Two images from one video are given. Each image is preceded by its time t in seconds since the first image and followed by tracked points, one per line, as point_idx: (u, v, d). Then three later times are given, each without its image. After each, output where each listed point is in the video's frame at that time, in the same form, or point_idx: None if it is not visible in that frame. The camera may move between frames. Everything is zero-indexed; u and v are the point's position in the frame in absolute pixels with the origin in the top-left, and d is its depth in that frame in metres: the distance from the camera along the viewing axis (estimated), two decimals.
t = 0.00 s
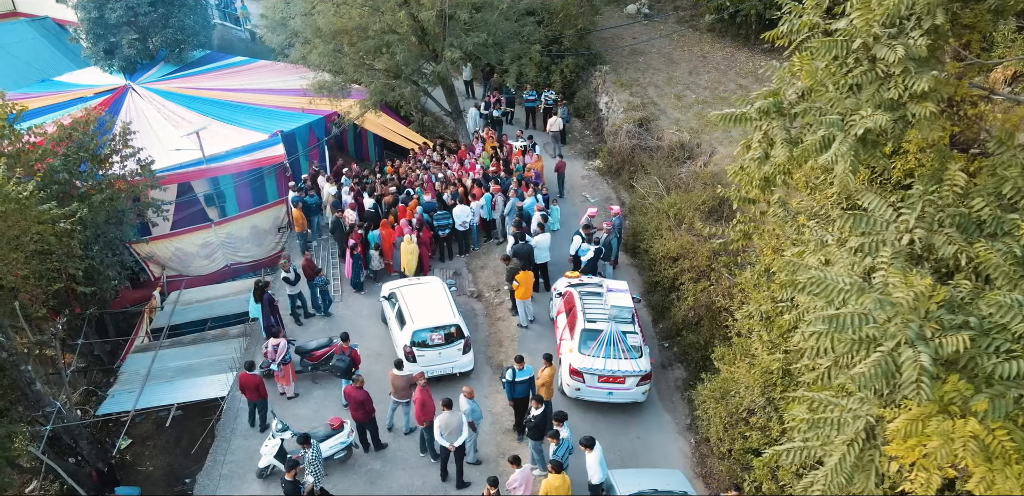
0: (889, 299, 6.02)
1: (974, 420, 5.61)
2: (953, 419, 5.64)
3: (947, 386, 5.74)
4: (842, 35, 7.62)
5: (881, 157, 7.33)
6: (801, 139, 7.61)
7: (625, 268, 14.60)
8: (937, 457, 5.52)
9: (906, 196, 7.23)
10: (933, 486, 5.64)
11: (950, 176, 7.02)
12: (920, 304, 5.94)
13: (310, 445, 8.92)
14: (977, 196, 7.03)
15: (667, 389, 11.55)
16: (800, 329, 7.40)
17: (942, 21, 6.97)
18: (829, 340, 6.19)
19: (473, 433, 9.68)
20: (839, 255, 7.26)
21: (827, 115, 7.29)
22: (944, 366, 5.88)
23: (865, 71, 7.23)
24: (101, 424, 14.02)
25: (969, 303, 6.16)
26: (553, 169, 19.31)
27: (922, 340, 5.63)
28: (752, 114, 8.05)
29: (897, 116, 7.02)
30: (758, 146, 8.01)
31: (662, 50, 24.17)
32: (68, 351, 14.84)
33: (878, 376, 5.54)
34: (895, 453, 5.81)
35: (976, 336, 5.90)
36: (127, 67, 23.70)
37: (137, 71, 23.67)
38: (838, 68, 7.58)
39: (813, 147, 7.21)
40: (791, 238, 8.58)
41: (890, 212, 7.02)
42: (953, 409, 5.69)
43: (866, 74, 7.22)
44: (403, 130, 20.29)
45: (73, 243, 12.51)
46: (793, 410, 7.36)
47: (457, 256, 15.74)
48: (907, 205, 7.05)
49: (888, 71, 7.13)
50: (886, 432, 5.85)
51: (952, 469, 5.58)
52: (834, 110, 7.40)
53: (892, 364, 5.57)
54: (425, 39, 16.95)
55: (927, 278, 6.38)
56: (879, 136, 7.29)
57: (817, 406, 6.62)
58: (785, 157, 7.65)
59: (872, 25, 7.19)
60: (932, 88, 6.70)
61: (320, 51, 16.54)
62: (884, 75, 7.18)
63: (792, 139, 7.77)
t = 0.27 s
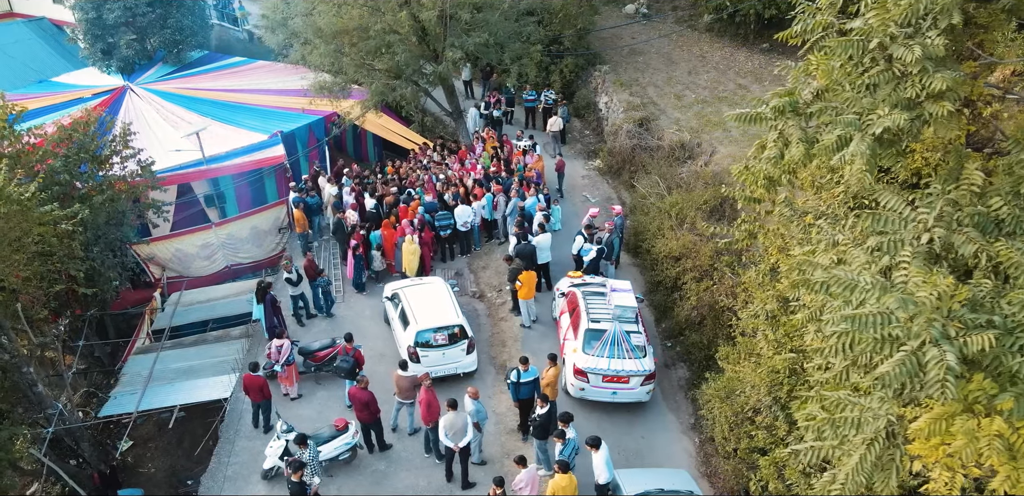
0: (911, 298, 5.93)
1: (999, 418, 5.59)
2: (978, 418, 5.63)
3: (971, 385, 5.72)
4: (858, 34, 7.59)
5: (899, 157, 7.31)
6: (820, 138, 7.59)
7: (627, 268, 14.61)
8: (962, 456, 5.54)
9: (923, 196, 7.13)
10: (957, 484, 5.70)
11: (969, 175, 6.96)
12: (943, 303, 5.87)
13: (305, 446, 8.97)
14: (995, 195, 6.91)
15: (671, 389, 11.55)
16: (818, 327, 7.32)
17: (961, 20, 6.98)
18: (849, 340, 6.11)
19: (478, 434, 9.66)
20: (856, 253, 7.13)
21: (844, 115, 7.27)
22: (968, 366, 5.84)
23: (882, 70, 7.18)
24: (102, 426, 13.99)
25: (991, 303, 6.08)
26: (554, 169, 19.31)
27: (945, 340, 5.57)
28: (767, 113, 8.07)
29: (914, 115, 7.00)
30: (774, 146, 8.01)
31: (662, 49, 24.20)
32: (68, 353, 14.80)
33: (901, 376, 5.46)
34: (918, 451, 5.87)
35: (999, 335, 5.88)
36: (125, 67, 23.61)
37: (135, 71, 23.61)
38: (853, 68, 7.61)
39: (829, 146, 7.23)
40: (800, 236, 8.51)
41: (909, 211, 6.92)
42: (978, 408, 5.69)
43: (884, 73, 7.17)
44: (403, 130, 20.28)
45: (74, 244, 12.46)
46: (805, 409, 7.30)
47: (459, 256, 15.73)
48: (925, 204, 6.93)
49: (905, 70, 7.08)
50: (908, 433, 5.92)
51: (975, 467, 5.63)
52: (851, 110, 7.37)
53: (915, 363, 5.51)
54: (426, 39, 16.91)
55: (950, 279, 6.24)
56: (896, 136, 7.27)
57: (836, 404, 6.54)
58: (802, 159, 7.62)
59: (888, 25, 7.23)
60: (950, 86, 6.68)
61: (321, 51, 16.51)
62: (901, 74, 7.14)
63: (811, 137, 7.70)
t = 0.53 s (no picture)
0: (937, 297, 5.87)
1: None
2: (1005, 417, 5.61)
3: (998, 384, 5.69)
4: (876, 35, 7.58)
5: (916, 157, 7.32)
6: (837, 138, 7.68)
7: (629, 267, 14.62)
8: (990, 455, 5.51)
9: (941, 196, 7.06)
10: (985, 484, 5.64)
11: (988, 175, 6.91)
12: (968, 302, 5.85)
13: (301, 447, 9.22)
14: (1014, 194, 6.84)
15: (675, 389, 11.56)
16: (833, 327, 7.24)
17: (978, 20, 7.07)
18: (872, 339, 6.05)
19: (483, 435, 9.66)
20: (874, 252, 7.03)
21: (863, 115, 7.26)
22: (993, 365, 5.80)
23: (901, 70, 7.21)
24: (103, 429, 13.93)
25: (1015, 303, 6.02)
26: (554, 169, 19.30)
27: (972, 339, 5.56)
28: (784, 113, 8.11)
29: (933, 115, 7.07)
30: (792, 147, 8.01)
31: (660, 49, 24.22)
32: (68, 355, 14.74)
33: (930, 376, 5.47)
34: (944, 450, 5.82)
35: None
36: (123, 68, 23.52)
37: (132, 72, 23.53)
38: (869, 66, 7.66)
39: (847, 146, 7.25)
40: (809, 236, 8.45)
41: (928, 211, 6.86)
42: (1004, 407, 5.67)
43: (903, 73, 7.21)
44: (402, 131, 20.26)
45: (75, 246, 12.39)
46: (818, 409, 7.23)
47: (460, 257, 15.72)
48: (944, 204, 6.86)
49: (923, 71, 7.16)
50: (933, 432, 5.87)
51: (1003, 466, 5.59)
52: (869, 110, 7.38)
53: (943, 362, 5.51)
54: (427, 39, 16.87)
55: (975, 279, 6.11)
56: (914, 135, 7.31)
57: (857, 404, 6.46)
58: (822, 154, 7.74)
59: (906, 25, 7.24)
60: (969, 87, 6.79)
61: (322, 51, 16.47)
62: (919, 74, 7.20)
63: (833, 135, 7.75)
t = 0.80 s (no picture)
0: (965, 297, 5.78)
1: None
2: None
3: None
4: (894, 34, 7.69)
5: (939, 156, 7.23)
6: (857, 138, 7.65)
7: (631, 267, 14.63)
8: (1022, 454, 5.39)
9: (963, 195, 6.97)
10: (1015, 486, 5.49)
11: (1010, 174, 6.86)
12: (997, 302, 5.76)
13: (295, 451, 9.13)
14: None
15: (679, 388, 11.57)
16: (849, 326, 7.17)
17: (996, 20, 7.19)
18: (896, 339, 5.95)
19: (490, 435, 9.63)
20: (892, 251, 6.95)
21: (884, 115, 7.22)
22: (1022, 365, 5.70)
23: (921, 70, 7.24)
24: (104, 431, 13.87)
25: None
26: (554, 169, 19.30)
27: (1002, 339, 5.48)
28: (803, 113, 8.06)
29: (954, 115, 7.09)
30: (812, 146, 7.90)
31: (658, 49, 24.26)
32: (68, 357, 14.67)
33: (960, 376, 5.36)
34: (972, 449, 5.69)
35: None
36: (119, 69, 23.42)
37: (130, 73, 23.46)
38: (886, 65, 7.71)
39: (870, 145, 7.18)
40: (815, 235, 8.36)
41: (949, 210, 6.77)
42: None
43: (923, 73, 7.23)
44: (401, 131, 20.22)
45: (76, 248, 12.32)
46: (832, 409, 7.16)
47: (461, 257, 15.71)
48: (965, 203, 6.80)
49: (943, 70, 7.18)
50: (960, 431, 5.77)
51: None
52: (889, 110, 7.37)
53: (972, 363, 5.42)
54: (427, 39, 16.81)
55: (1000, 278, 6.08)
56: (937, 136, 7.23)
57: (879, 403, 6.32)
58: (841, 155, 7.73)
59: (926, 25, 7.34)
60: (989, 86, 6.82)
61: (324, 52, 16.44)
62: (940, 74, 7.20)
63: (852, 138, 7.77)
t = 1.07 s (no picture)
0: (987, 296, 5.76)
1: None
2: None
3: None
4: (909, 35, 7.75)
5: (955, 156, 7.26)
6: (871, 139, 7.65)
7: (632, 267, 14.65)
8: None
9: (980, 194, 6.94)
10: None
11: None
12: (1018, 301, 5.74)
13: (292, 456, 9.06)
14: None
15: (682, 388, 11.58)
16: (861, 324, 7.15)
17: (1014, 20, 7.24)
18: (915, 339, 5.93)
19: (494, 436, 9.63)
20: (907, 250, 6.92)
21: (900, 114, 7.28)
22: None
23: (938, 69, 7.34)
24: (105, 433, 13.82)
25: None
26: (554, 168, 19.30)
27: None
28: (818, 113, 8.11)
29: (971, 114, 7.14)
30: (827, 145, 7.90)
31: (657, 49, 24.29)
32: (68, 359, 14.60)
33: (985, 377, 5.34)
34: (993, 448, 5.52)
35: None
36: (117, 70, 23.36)
37: (127, 74, 23.39)
38: (902, 65, 7.74)
39: (886, 144, 7.22)
40: (821, 235, 8.33)
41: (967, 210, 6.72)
42: None
43: (940, 72, 7.33)
44: (400, 132, 20.19)
45: (77, 249, 12.26)
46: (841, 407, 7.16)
47: (463, 258, 15.70)
48: (983, 203, 6.81)
49: (960, 69, 7.34)
50: (982, 428, 5.61)
51: None
52: (906, 109, 7.42)
53: (996, 363, 5.42)
54: (428, 39, 16.78)
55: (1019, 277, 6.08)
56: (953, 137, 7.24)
57: (897, 402, 6.23)
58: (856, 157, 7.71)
59: (942, 25, 7.45)
60: (1006, 85, 6.90)
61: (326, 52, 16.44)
62: (956, 74, 7.35)
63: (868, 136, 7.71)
